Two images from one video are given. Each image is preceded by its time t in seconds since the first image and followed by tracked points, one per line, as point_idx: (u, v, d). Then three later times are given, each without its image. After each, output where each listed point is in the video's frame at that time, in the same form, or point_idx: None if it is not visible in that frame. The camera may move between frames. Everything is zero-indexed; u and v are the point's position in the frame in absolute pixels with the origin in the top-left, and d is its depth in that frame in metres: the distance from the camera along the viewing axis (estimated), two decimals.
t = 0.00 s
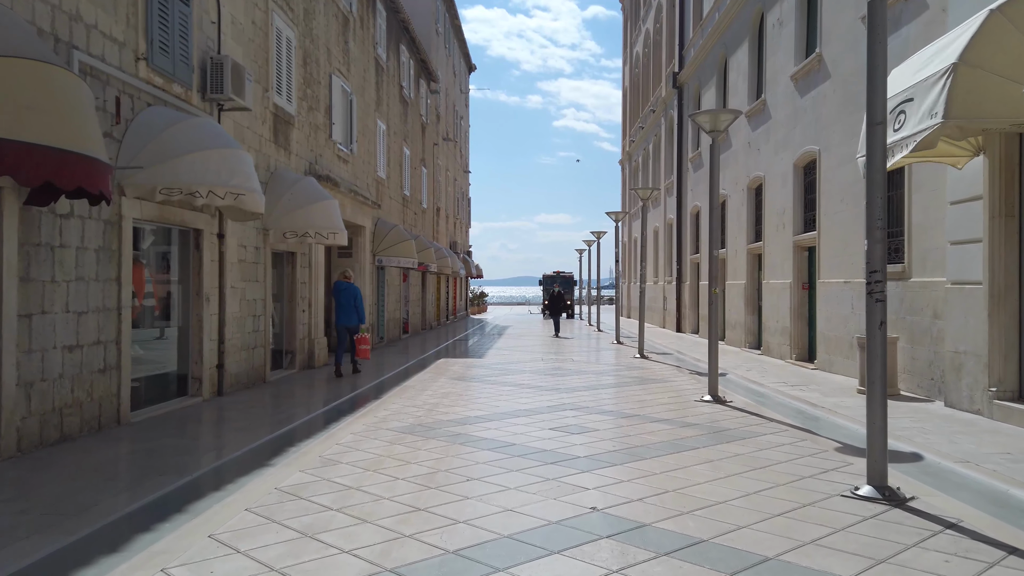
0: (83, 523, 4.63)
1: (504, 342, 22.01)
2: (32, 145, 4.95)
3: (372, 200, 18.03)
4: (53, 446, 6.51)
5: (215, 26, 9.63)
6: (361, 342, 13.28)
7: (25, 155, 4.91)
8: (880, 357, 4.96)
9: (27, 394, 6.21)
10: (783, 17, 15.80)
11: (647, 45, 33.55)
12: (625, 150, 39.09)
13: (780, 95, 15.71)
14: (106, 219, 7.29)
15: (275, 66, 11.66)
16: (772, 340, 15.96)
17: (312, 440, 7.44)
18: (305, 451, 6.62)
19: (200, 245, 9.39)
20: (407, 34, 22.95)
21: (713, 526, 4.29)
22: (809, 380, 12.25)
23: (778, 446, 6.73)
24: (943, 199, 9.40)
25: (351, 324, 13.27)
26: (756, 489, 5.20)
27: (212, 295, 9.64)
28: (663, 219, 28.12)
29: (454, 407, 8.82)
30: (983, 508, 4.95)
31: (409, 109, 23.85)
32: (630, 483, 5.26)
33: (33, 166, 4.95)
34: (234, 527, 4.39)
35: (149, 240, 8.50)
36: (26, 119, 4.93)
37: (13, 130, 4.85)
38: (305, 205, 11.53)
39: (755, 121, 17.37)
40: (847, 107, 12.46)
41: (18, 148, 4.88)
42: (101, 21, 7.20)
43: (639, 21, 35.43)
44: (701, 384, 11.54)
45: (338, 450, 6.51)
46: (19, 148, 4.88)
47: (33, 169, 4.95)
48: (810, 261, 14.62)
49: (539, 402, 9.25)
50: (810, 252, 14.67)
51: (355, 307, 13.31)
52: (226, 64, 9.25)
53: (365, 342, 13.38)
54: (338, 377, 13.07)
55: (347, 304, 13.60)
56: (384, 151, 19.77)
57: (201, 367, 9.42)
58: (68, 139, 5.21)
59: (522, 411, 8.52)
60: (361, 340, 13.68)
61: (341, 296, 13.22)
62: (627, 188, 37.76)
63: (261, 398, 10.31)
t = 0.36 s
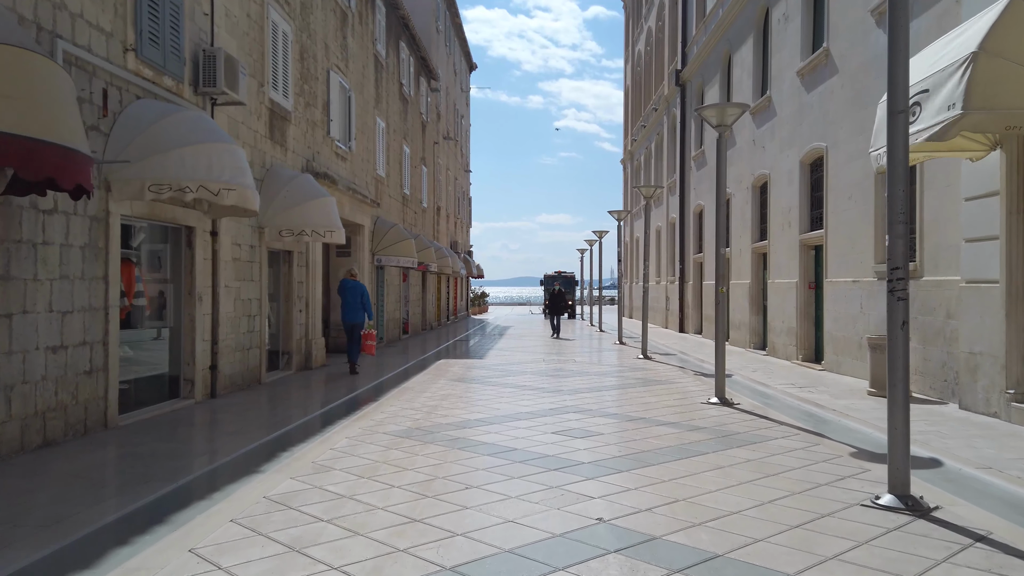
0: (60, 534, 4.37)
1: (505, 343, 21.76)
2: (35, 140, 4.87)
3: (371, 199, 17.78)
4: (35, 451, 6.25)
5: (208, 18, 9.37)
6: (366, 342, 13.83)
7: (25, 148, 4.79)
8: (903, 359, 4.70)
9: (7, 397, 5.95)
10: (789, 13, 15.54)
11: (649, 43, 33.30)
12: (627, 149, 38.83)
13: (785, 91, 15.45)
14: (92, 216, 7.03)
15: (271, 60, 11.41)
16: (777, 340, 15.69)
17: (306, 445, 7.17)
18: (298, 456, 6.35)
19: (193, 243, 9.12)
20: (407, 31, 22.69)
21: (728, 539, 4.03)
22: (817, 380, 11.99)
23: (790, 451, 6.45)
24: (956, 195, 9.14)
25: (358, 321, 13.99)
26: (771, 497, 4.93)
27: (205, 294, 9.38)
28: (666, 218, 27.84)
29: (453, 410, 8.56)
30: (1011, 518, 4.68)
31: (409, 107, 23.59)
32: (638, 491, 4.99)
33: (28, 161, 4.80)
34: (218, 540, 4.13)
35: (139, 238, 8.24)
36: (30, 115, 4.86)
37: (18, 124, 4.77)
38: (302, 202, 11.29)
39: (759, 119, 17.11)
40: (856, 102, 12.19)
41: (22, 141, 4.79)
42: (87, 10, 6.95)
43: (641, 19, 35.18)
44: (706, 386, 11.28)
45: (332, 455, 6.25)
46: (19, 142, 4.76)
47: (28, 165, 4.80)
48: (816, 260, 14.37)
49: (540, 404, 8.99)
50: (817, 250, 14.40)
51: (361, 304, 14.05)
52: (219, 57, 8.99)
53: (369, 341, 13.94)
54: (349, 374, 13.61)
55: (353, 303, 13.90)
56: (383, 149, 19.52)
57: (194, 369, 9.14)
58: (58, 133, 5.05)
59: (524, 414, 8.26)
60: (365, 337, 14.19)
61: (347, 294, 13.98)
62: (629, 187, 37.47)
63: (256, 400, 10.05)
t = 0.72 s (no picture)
0: (31, 550, 4.10)
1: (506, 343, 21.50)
2: (36, 137, 4.76)
3: (370, 197, 17.52)
4: (17, 458, 5.99)
5: (201, 10, 9.10)
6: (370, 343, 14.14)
7: (25, 147, 4.67)
8: (928, 365, 4.43)
9: None
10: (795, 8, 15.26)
11: (651, 41, 33.02)
12: (629, 148, 38.54)
13: (792, 87, 15.17)
14: (77, 214, 6.76)
15: (267, 55, 11.14)
16: (783, 342, 15.42)
17: (299, 451, 6.90)
18: (290, 464, 6.08)
19: (184, 242, 8.85)
20: (407, 28, 22.42)
21: (745, 559, 3.76)
22: (825, 383, 11.71)
23: (804, 459, 6.18)
24: (973, 193, 8.87)
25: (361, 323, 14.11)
26: (788, 510, 4.65)
27: (198, 295, 9.11)
28: (669, 218, 27.57)
29: (452, 414, 8.29)
30: None
31: (409, 105, 23.31)
32: (647, 504, 4.72)
33: (20, 157, 4.64)
34: (200, 559, 3.87)
35: (129, 236, 7.98)
36: (30, 111, 4.76)
37: (19, 123, 4.66)
38: (298, 200, 11.02)
39: (765, 116, 16.84)
40: (866, 98, 11.92)
41: (24, 140, 4.68)
42: None
43: (643, 17, 34.90)
44: (713, 389, 11.00)
45: (326, 463, 5.98)
46: (18, 142, 4.64)
47: (8, 158, 4.57)
48: (824, 260, 14.11)
49: (543, 408, 8.72)
50: (825, 250, 14.12)
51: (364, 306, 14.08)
52: (211, 50, 8.72)
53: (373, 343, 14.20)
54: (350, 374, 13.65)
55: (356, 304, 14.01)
56: (383, 147, 19.25)
57: (185, 372, 8.87)
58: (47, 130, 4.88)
59: (526, 419, 7.98)
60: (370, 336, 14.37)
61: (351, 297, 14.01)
62: (631, 186, 37.18)
63: (250, 403, 9.78)
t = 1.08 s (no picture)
0: None
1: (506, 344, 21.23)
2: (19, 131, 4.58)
3: (368, 195, 17.25)
4: None
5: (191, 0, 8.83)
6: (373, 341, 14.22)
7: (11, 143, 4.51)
8: (954, 368, 4.15)
9: None
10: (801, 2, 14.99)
11: (653, 39, 32.76)
12: (630, 147, 38.25)
13: (797, 83, 14.90)
14: (57, 209, 6.50)
15: (260, 48, 10.87)
16: (788, 342, 15.13)
17: (289, 457, 6.63)
18: (278, 470, 5.80)
19: (173, 240, 8.57)
20: (406, 24, 22.14)
21: None
22: (832, 384, 11.42)
23: (816, 465, 5.90)
24: (987, 189, 8.60)
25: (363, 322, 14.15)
26: (802, 522, 4.38)
27: (187, 294, 8.84)
28: (671, 217, 27.27)
29: (449, 418, 8.01)
30: None
31: (408, 102, 23.03)
32: (653, 516, 4.45)
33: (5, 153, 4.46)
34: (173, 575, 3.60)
35: (114, 233, 7.71)
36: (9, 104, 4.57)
37: None
38: (292, 197, 10.75)
39: (769, 113, 16.56)
40: (874, 93, 11.65)
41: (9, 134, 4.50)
42: None
43: (645, 15, 34.64)
44: (717, 390, 10.72)
45: (315, 470, 5.70)
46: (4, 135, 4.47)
47: None
48: (830, 259, 13.84)
49: (542, 411, 8.45)
50: (831, 248, 13.85)
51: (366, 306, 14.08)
52: (200, 42, 8.45)
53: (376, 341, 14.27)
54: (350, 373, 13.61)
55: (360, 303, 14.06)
56: (381, 144, 18.98)
57: (174, 373, 8.59)
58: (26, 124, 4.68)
59: (525, 422, 7.70)
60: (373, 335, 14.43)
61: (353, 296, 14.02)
62: (633, 185, 36.88)
63: (242, 405, 9.51)
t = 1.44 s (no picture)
0: None
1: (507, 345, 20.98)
2: None
3: (365, 194, 16.98)
4: None
5: None
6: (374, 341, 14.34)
7: None
8: (980, 374, 3.88)
9: None
10: None
11: (654, 37, 32.48)
12: (632, 146, 37.96)
13: (802, 79, 14.63)
14: (37, 207, 6.25)
15: (253, 43, 10.60)
16: (793, 343, 14.85)
17: (278, 465, 6.37)
18: (265, 480, 5.53)
19: (161, 239, 8.30)
20: (405, 21, 21.87)
21: None
22: (839, 387, 11.16)
23: (828, 474, 5.64)
24: (1000, 186, 8.33)
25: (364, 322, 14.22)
26: (818, 538, 4.11)
27: (176, 295, 8.57)
28: (672, 216, 26.99)
29: (445, 423, 7.74)
30: None
31: (407, 100, 22.76)
32: (659, 532, 4.18)
33: None
34: None
35: (100, 233, 7.46)
36: None
37: None
38: (286, 195, 10.48)
39: (773, 110, 16.29)
40: (882, 88, 11.37)
41: None
42: None
43: (646, 13, 34.36)
44: (722, 393, 10.45)
45: (304, 480, 5.44)
46: None
47: None
48: (836, 258, 13.57)
49: (542, 416, 8.18)
50: (837, 248, 13.57)
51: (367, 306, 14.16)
52: (189, 34, 8.19)
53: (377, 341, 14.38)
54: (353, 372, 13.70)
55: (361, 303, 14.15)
56: (379, 143, 18.70)
57: (163, 376, 8.33)
58: None
59: (524, 428, 7.43)
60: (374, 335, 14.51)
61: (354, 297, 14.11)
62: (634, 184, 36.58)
63: (233, 408, 9.26)
